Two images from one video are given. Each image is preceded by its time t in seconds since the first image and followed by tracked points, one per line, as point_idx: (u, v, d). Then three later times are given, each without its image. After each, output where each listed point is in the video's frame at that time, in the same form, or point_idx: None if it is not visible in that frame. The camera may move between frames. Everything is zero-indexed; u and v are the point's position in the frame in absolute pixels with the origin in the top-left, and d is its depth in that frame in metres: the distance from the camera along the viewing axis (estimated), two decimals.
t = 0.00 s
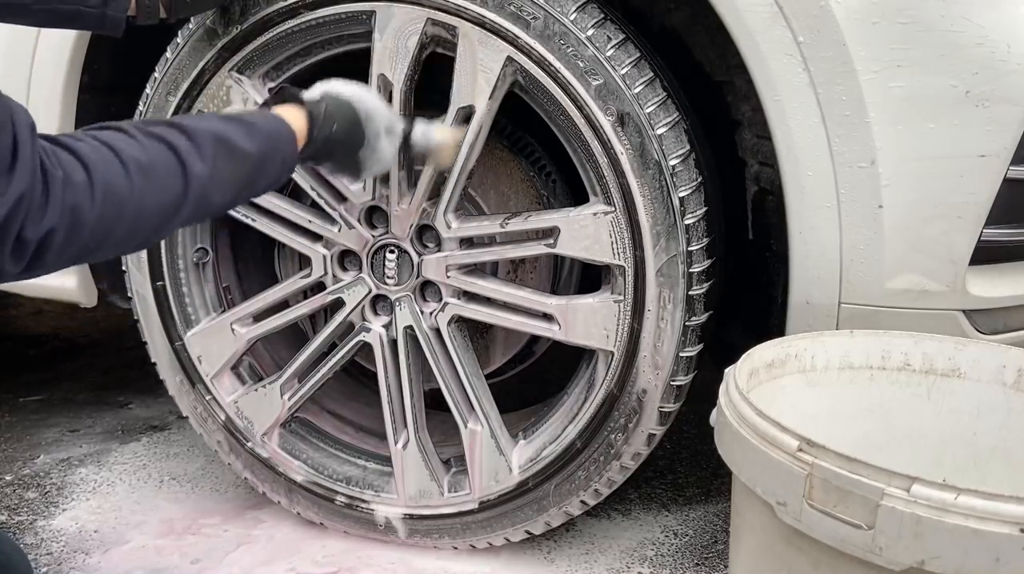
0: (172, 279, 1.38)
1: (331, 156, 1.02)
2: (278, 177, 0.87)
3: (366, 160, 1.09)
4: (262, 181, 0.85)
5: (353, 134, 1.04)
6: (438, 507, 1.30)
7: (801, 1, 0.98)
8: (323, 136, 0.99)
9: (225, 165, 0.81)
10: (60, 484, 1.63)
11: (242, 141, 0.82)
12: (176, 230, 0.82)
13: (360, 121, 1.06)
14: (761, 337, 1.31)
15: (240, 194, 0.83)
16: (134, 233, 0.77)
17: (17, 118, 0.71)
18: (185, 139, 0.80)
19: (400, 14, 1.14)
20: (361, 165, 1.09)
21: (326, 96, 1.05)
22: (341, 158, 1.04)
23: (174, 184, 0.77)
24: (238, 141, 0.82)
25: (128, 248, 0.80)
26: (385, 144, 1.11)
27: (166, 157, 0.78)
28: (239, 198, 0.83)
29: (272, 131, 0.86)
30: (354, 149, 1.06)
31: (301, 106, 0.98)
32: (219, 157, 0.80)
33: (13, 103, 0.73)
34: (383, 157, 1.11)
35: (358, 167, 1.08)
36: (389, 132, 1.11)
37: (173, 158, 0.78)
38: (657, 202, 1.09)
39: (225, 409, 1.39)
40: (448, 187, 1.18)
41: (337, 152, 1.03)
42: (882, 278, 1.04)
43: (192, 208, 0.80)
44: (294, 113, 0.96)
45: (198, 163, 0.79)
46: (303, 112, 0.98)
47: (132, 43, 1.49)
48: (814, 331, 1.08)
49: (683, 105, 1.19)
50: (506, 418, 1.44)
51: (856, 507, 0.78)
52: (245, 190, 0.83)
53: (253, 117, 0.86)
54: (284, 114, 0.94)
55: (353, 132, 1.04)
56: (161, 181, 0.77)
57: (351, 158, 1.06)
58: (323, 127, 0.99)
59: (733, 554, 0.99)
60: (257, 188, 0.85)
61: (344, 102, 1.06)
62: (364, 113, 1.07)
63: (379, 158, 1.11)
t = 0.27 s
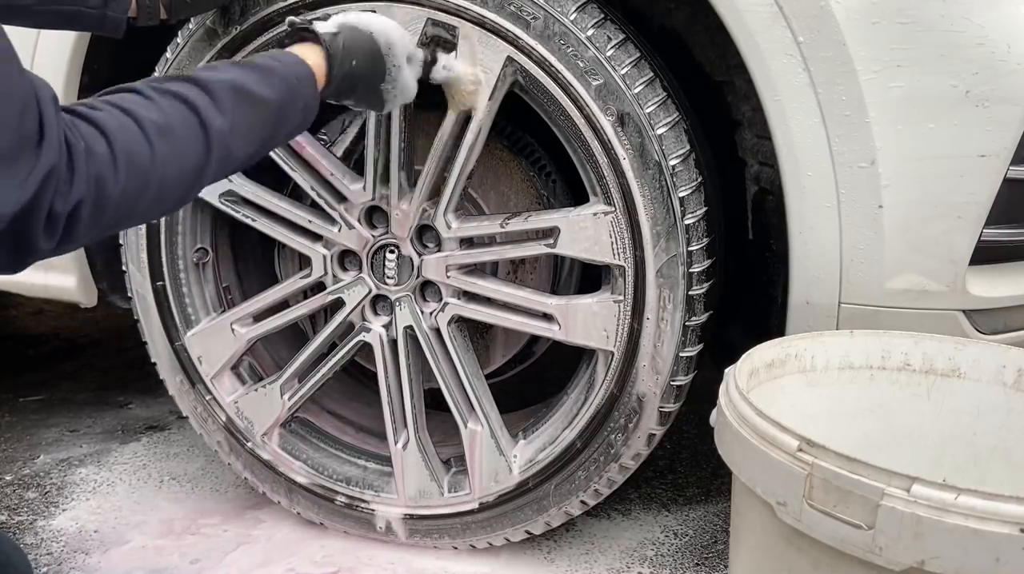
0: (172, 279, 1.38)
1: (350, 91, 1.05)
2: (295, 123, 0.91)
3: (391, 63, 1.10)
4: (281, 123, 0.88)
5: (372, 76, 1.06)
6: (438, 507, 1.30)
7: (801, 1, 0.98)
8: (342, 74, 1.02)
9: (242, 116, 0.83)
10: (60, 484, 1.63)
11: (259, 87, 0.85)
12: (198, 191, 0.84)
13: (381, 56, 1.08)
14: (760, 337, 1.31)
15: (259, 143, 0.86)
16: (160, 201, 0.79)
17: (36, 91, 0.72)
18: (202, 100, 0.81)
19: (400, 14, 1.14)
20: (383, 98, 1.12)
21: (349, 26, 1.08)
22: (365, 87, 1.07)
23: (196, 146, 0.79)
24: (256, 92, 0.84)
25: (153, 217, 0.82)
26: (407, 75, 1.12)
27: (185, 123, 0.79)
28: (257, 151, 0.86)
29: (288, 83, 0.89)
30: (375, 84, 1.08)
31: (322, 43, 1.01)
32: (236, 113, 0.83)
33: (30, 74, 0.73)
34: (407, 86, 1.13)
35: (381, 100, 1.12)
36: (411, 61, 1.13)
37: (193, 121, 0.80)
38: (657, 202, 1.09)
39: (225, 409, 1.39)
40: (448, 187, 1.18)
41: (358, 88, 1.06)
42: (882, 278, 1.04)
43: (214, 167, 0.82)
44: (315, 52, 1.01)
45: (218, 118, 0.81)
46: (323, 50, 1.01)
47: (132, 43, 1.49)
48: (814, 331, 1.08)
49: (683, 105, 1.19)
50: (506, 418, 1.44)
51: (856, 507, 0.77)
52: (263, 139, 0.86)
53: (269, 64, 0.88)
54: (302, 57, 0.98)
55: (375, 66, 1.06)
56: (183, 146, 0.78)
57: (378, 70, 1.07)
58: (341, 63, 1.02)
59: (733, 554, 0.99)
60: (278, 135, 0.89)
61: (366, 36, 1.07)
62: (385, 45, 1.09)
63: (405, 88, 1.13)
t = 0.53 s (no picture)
0: (172, 279, 1.38)
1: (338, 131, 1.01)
2: (292, 149, 0.88)
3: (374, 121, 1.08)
4: (276, 150, 0.85)
5: (359, 119, 1.04)
6: (438, 507, 1.30)
7: (801, 1, 0.98)
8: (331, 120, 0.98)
9: (236, 138, 0.81)
10: (60, 484, 1.63)
11: (252, 115, 0.82)
12: (188, 206, 0.82)
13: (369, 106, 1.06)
14: (760, 337, 1.31)
15: (251, 167, 0.83)
16: (148, 208, 0.77)
17: (26, 91, 0.71)
18: (197, 114, 0.80)
19: (400, 14, 1.14)
20: (365, 143, 1.10)
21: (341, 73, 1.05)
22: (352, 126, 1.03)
23: (188, 160, 0.77)
24: (250, 115, 0.82)
25: (140, 223, 0.80)
26: (391, 125, 1.12)
27: (178, 134, 0.77)
28: (252, 171, 0.83)
29: (284, 108, 0.86)
30: (359, 129, 1.05)
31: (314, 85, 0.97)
32: (231, 130, 0.80)
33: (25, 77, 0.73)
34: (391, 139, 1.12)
35: (362, 143, 1.09)
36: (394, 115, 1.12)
37: (185, 134, 0.78)
38: (657, 202, 1.09)
39: (225, 409, 1.39)
40: (448, 187, 1.18)
41: (343, 130, 1.02)
42: (882, 278, 1.04)
43: (205, 184, 0.80)
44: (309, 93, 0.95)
45: (210, 136, 0.79)
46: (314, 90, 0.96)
47: (132, 43, 1.49)
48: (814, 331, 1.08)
49: (683, 105, 1.19)
50: (506, 418, 1.44)
51: (856, 507, 0.77)
52: (257, 164, 0.84)
53: (265, 95, 0.86)
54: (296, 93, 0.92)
55: (361, 112, 1.04)
56: (174, 155, 0.76)
57: (360, 126, 1.05)
58: (333, 108, 0.98)
59: (733, 554, 0.99)
60: (269, 162, 0.86)
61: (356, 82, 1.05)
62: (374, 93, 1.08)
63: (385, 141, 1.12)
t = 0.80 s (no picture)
0: (172, 279, 1.38)
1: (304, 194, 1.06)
2: (263, 203, 0.93)
3: (338, 197, 1.09)
4: (249, 197, 0.90)
5: (331, 183, 1.07)
6: (438, 507, 1.30)
7: (801, 1, 0.98)
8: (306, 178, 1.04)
9: (213, 183, 0.86)
10: (60, 484, 1.63)
11: (232, 164, 0.88)
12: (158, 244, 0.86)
13: (342, 175, 1.08)
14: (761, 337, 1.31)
15: (226, 213, 0.88)
16: (118, 238, 0.81)
17: (14, 110, 0.76)
18: (178, 156, 0.85)
19: (401, 14, 1.14)
20: (337, 214, 1.11)
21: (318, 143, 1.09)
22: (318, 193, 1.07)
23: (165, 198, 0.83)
24: (228, 165, 0.88)
25: (112, 253, 0.84)
26: (363, 196, 1.12)
27: (159, 172, 0.83)
28: (225, 216, 0.88)
29: (262, 162, 0.93)
30: (331, 196, 1.08)
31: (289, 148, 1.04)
32: (209, 175, 0.86)
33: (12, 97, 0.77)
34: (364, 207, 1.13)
35: (335, 214, 1.11)
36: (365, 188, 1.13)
37: (165, 173, 0.83)
38: (657, 202, 1.09)
39: (225, 409, 1.39)
40: (448, 187, 1.18)
41: (313, 195, 1.07)
42: (882, 278, 1.04)
43: (178, 222, 0.84)
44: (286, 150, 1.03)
45: (190, 179, 0.85)
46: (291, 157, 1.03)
47: (132, 43, 1.49)
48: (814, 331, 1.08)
49: (683, 105, 1.19)
50: (506, 418, 1.44)
51: (856, 507, 0.77)
52: (229, 212, 0.89)
53: (247, 147, 0.92)
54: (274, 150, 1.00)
55: (333, 177, 1.07)
56: (150, 187, 0.82)
57: (328, 202, 1.08)
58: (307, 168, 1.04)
59: (733, 554, 0.99)
60: (245, 213, 0.91)
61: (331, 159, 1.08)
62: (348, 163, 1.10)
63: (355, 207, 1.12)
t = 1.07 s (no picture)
0: (172, 279, 1.38)
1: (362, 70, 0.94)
2: (302, 103, 0.87)
3: (407, 59, 1.00)
4: (289, 103, 0.84)
5: (385, 52, 0.97)
6: (438, 507, 1.30)
7: (801, 1, 0.98)
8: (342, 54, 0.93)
9: (246, 93, 0.80)
10: (60, 484, 1.63)
11: (255, 67, 0.82)
12: (221, 180, 0.81)
13: (387, 36, 0.99)
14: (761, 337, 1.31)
15: (270, 123, 0.83)
16: (184, 189, 0.77)
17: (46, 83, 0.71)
18: (203, 85, 0.80)
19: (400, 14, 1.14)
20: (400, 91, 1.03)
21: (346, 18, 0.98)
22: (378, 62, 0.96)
23: (208, 123, 0.78)
24: (253, 69, 0.82)
25: (182, 209, 0.80)
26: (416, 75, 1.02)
27: (193, 106, 0.78)
28: (272, 130, 0.83)
29: (284, 57, 0.86)
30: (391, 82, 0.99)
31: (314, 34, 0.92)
32: (242, 89, 0.80)
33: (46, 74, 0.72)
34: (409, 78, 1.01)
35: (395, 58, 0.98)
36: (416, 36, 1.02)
37: (201, 106, 0.78)
38: (657, 202, 1.09)
39: (225, 409, 1.39)
40: (448, 187, 1.18)
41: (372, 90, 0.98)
42: (882, 278, 1.04)
43: (232, 149, 0.80)
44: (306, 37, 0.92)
45: (222, 97, 0.79)
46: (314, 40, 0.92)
47: (132, 43, 1.49)
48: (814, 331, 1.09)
49: (683, 105, 1.19)
50: (506, 418, 1.44)
51: (856, 507, 0.77)
52: (273, 122, 0.83)
53: (265, 48, 0.86)
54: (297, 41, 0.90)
55: (376, 41, 0.97)
56: (194, 126, 0.77)
57: (389, 53, 0.98)
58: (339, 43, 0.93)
59: (733, 554, 0.99)
60: (288, 117, 0.85)
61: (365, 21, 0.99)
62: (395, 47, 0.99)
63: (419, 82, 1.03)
